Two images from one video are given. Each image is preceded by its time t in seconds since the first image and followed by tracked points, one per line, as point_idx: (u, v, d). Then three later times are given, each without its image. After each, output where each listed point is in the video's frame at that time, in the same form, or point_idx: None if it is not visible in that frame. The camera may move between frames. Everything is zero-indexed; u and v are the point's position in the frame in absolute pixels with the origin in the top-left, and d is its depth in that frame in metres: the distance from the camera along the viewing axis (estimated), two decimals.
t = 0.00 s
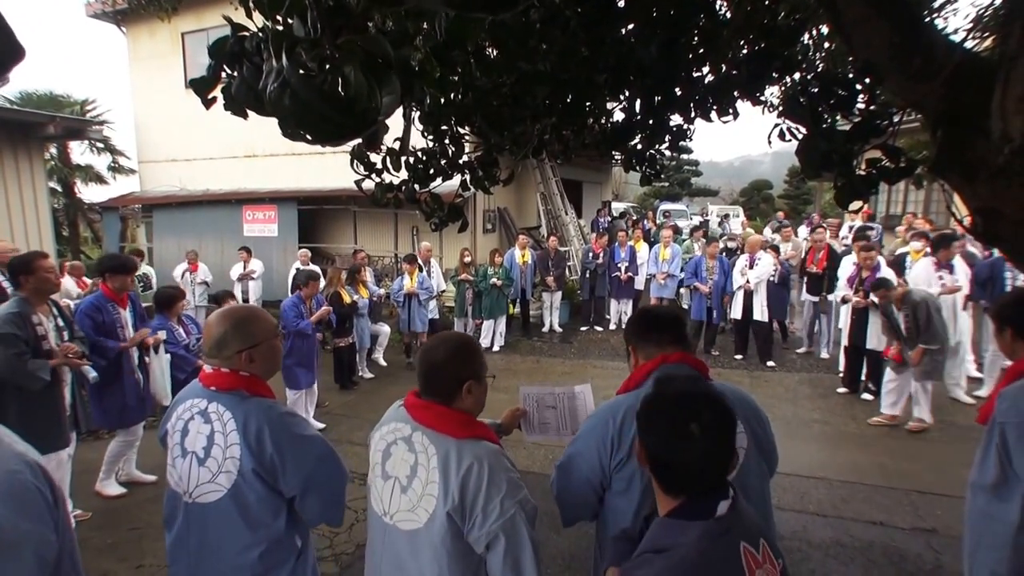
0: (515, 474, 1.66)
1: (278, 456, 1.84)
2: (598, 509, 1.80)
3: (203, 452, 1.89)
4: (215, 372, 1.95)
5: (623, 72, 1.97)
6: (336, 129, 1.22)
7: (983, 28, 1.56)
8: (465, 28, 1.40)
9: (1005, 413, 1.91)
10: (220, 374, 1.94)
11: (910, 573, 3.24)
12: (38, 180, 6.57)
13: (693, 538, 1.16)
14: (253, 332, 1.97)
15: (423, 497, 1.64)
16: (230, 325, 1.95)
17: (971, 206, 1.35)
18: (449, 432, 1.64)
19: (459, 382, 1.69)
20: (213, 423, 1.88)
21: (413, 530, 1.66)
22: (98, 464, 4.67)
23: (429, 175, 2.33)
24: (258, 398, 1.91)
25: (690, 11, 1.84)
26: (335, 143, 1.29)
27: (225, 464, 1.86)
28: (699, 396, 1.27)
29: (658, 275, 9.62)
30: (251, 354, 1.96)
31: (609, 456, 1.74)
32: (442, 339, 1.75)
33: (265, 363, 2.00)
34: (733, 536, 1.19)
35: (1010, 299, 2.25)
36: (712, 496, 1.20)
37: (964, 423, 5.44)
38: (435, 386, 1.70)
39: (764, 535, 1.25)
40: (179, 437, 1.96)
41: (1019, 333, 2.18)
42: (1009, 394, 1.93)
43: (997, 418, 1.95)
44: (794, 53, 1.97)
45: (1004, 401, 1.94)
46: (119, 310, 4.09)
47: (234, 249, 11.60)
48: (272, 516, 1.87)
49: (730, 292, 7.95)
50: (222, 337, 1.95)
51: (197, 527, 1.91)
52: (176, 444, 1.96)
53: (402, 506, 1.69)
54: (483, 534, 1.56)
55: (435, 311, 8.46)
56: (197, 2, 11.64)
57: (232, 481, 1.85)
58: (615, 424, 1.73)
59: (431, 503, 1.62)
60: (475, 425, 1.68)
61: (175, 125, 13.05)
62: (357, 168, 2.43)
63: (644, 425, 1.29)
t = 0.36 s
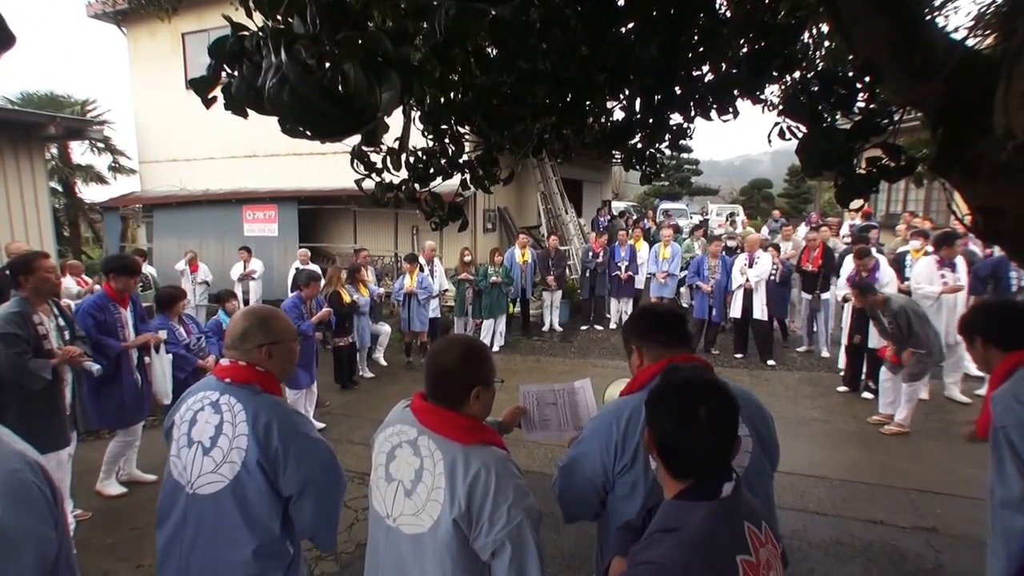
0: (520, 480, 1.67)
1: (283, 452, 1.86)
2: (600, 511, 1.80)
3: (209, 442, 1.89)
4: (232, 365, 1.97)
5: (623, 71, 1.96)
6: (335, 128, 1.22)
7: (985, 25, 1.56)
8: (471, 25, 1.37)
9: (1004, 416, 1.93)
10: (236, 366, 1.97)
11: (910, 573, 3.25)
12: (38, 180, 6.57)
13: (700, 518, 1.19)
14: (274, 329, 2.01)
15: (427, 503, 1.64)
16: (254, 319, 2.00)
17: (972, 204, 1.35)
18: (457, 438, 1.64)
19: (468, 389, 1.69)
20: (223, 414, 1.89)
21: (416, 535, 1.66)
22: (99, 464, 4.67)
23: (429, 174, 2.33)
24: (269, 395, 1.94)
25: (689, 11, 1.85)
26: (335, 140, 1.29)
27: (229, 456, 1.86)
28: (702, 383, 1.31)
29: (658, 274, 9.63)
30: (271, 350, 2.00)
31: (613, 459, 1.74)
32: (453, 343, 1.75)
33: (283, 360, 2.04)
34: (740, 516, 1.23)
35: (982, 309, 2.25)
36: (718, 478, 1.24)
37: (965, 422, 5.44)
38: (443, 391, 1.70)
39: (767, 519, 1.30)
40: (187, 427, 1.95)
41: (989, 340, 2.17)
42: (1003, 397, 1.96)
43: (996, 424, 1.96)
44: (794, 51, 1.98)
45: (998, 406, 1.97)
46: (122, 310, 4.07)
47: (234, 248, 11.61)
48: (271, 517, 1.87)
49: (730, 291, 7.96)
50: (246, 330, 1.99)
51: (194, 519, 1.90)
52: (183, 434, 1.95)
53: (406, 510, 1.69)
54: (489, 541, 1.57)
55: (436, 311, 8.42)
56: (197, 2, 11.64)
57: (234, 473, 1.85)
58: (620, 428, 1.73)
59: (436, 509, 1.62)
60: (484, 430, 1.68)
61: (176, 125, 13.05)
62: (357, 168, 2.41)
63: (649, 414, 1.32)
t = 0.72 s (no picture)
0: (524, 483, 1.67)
1: (273, 461, 1.83)
2: (602, 511, 1.80)
3: (200, 459, 1.89)
4: (205, 378, 1.93)
5: (624, 72, 1.95)
6: (338, 130, 1.22)
7: (986, 23, 1.56)
8: (467, 25, 1.41)
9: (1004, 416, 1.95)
10: (209, 380, 1.92)
11: (910, 571, 3.25)
12: (39, 180, 6.57)
13: (706, 506, 1.20)
14: (244, 336, 1.94)
15: (429, 506, 1.65)
16: (219, 329, 1.92)
17: (972, 203, 1.35)
18: (458, 442, 1.64)
19: (468, 394, 1.69)
20: (207, 431, 1.88)
21: (418, 538, 1.67)
22: (100, 463, 4.68)
23: (429, 173, 2.33)
24: (251, 400, 1.90)
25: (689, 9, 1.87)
26: (338, 143, 1.28)
27: (222, 470, 1.86)
28: (709, 378, 1.32)
29: (659, 273, 9.63)
30: (244, 358, 1.94)
31: (617, 463, 1.73)
32: (455, 347, 1.74)
33: (258, 364, 1.98)
34: (744, 507, 1.23)
35: (995, 307, 2.23)
36: (724, 469, 1.25)
37: (964, 421, 5.44)
38: (445, 394, 1.70)
39: (774, 512, 1.31)
40: (175, 445, 1.96)
41: (1004, 339, 2.16)
42: (1005, 396, 1.97)
43: (999, 422, 1.97)
44: (795, 49, 1.98)
45: (1001, 403, 1.98)
46: (121, 309, 4.07)
47: (235, 248, 11.61)
48: (276, 520, 1.88)
49: (731, 290, 7.95)
50: (212, 343, 1.91)
51: (201, 531, 1.92)
52: (173, 451, 1.96)
53: (408, 513, 1.69)
54: (491, 546, 1.57)
55: (437, 310, 8.42)
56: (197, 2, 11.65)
57: (231, 486, 1.86)
58: (624, 433, 1.72)
59: (437, 514, 1.63)
60: (486, 434, 1.68)
61: (176, 125, 13.06)
62: (357, 168, 2.40)
63: (656, 409, 1.34)
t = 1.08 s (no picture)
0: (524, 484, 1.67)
1: (271, 463, 1.84)
2: (604, 511, 1.81)
3: (198, 459, 1.89)
4: (204, 379, 1.94)
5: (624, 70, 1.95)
6: (339, 130, 1.22)
7: (987, 21, 1.57)
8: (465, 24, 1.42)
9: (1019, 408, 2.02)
10: (209, 381, 1.93)
11: (910, 569, 3.25)
12: (40, 179, 6.58)
13: (708, 505, 1.20)
14: (241, 337, 1.93)
15: (430, 510, 1.65)
16: (216, 332, 1.91)
17: (972, 202, 1.35)
18: (458, 446, 1.64)
19: (467, 397, 1.69)
20: (206, 430, 1.89)
21: (418, 541, 1.68)
22: (101, 462, 4.69)
23: (430, 172, 2.33)
24: (250, 400, 1.90)
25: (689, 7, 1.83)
26: (339, 143, 1.28)
27: (221, 471, 1.86)
28: (716, 379, 1.32)
29: (659, 272, 9.63)
30: (242, 359, 1.94)
31: (619, 464, 1.74)
32: (453, 350, 1.73)
33: (258, 363, 1.98)
34: (749, 510, 1.22)
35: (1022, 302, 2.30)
36: (729, 470, 1.25)
37: (964, 419, 5.45)
38: (444, 397, 1.70)
39: (783, 518, 1.28)
40: (174, 443, 1.96)
41: None
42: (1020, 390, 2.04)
43: (1012, 413, 2.05)
44: (795, 48, 1.99)
45: (1017, 396, 2.04)
46: (122, 309, 4.07)
47: (235, 247, 11.62)
48: (275, 521, 1.89)
49: (730, 289, 7.96)
50: (210, 346, 1.90)
51: (198, 530, 1.92)
52: (172, 450, 1.97)
53: (408, 516, 1.70)
54: (492, 549, 1.57)
55: (438, 309, 8.42)
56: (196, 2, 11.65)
57: (229, 487, 1.86)
58: (628, 436, 1.72)
59: (438, 517, 1.63)
60: (485, 436, 1.69)
61: (176, 124, 13.06)
62: (357, 167, 2.40)
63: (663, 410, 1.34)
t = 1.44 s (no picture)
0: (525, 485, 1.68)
1: (267, 465, 1.84)
2: (604, 511, 1.81)
3: (194, 460, 1.90)
4: (201, 379, 1.94)
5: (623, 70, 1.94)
6: (336, 132, 1.22)
7: (986, 21, 1.57)
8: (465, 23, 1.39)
9: None
10: (206, 381, 1.93)
11: (911, 567, 3.26)
12: (40, 179, 6.59)
13: (704, 504, 1.21)
14: (239, 337, 1.94)
15: (430, 511, 1.66)
16: (215, 331, 1.91)
17: (972, 201, 1.35)
18: (458, 447, 1.64)
19: (464, 399, 1.68)
20: (202, 431, 1.89)
21: (419, 542, 1.68)
22: (103, 461, 4.70)
23: (429, 171, 2.33)
24: (247, 402, 1.91)
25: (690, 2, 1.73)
26: (335, 145, 1.27)
27: (216, 473, 1.87)
28: (710, 377, 1.32)
29: (660, 271, 9.62)
30: (239, 359, 1.94)
31: (620, 464, 1.74)
32: (449, 351, 1.73)
33: (254, 365, 1.98)
34: (745, 507, 1.24)
35: None
36: (725, 468, 1.25)
37: (964, 418, 5.45)
38: (442, 399, 1.70)
39: (778, 514, 1.30)
40: (170, 444, 1.97)
41: None
42: None
43: None
44: (795, 47, 1.99)
45: None
46: (122, 307, 4.06)
47: (236, 246, 11.63)
48: (271, 524, 1.89)
49: (731, 288, 7.96)
50: (207, 345, 1.91)
51: (194, 531, 1.92)
52: (167, 451, 1.97)
53: (409, 516, 1.70)
54: (494, 549, 1.58)
55: (438, 308, 8.43)
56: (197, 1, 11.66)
57: (224, 489, 1.86)
58: (630, 437, 1.72)
59: (438, 519, 1.64)
60: (484, 437, 1.69)
61: (176, 123, 13.07)
62: (358, 166, 2.40)
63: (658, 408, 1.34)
